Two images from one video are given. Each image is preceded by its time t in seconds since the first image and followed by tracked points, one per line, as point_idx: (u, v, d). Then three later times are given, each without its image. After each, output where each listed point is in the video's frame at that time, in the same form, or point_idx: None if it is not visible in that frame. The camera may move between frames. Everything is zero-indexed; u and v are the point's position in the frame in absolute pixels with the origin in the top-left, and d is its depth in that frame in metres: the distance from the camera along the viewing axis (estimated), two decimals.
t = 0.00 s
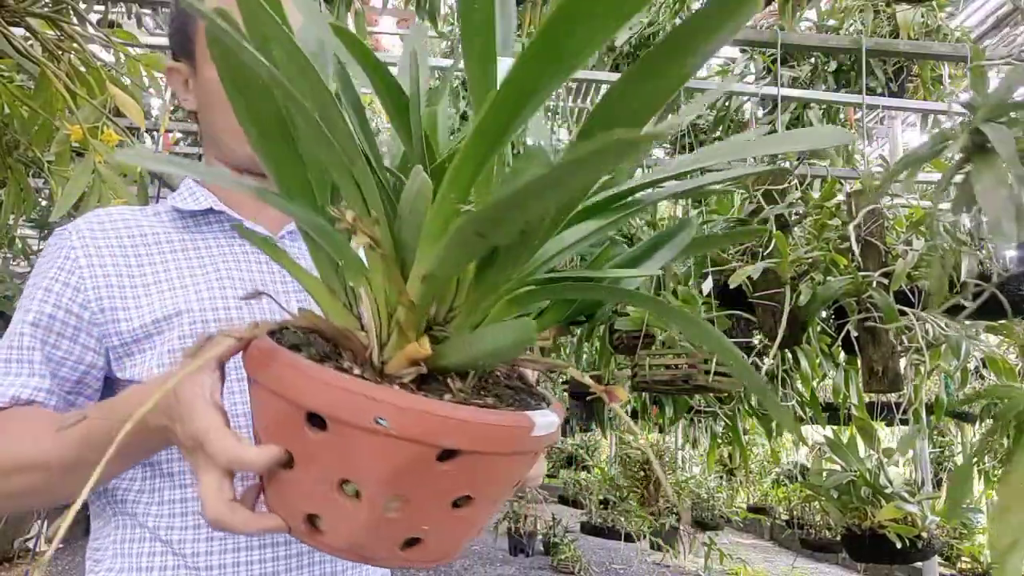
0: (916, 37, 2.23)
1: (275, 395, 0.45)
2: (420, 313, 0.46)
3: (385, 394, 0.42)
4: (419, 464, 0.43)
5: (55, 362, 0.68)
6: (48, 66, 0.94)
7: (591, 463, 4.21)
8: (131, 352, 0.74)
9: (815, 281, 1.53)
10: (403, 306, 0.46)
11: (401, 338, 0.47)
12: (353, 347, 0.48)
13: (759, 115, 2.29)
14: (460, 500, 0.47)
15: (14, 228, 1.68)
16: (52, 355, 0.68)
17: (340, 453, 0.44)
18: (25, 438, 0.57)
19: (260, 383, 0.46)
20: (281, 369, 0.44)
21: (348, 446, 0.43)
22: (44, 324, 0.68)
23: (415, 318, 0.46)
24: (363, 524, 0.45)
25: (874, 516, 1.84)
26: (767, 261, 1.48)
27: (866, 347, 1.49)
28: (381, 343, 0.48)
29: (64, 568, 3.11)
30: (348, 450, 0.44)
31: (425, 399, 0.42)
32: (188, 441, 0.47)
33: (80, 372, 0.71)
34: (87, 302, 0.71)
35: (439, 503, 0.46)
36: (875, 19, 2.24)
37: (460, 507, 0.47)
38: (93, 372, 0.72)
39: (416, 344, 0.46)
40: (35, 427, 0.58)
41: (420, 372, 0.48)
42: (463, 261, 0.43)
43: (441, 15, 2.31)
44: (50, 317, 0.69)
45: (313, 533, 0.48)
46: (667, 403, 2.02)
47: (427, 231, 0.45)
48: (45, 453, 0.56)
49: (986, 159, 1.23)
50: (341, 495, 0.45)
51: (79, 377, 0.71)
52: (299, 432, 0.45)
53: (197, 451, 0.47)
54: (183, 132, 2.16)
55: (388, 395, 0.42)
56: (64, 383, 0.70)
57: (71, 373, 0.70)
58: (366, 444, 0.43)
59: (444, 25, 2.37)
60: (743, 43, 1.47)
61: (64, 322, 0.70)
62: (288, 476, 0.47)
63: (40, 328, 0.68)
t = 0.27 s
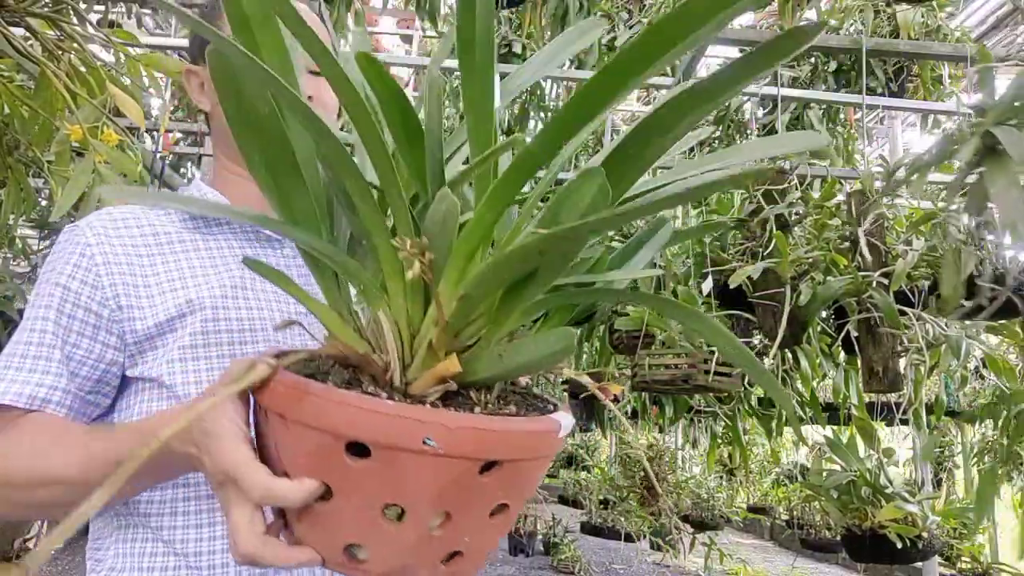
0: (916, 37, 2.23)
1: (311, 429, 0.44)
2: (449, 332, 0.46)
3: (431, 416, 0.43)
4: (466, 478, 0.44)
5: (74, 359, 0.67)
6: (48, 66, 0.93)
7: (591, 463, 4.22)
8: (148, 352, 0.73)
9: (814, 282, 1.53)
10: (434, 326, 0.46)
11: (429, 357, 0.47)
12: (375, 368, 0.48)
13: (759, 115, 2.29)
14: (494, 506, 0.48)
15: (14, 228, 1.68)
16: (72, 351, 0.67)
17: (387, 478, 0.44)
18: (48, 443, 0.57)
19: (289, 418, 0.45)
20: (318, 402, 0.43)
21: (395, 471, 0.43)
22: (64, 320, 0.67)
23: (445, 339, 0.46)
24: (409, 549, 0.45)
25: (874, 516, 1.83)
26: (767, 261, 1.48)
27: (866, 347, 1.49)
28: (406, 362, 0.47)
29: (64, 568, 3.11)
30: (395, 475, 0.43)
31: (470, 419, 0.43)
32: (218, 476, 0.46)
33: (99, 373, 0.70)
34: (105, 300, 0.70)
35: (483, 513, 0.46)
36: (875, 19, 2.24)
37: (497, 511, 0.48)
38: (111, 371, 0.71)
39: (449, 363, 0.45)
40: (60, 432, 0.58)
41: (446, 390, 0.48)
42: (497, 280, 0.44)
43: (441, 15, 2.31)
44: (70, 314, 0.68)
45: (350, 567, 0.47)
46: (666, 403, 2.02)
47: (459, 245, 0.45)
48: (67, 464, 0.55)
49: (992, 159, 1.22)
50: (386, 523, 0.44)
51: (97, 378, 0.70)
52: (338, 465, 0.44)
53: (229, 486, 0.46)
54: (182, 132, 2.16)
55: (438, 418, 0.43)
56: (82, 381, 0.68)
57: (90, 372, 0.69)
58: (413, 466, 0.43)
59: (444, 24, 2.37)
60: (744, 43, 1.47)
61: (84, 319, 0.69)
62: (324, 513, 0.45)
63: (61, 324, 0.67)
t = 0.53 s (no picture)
0: (916, 37, 2.24)
1: (326, 469, 0.38)
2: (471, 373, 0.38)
3: (453, 457, 0.37)
4: (486, 523, 0.38)
5: (89, 365, 0.62)
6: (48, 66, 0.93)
7: (591, 463, 4.22)
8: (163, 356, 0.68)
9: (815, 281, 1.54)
10: (452, 369, 0.38)
11: (443, 402, 0.39)
12: (383, 408, 0.40)
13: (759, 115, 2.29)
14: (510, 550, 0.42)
15: (14, 228, 1.68)
16: (88, 356, 0.62)
17: (403, 524, 0.38)
18: (56, 453, 0.51)
19: (304, 457, 0.39)
20: (337, 443, 0.37)
21: (414, 516, 0.37)
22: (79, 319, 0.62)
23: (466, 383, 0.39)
24: None
25: (874, 516, 1.83)
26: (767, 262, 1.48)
27: (866, 347, 1.48)
28: (418, 404, 0.40)
29: (65, 567, 3.12)
30: (412, 520, 0.37)
31: (495, 458, 0.37)
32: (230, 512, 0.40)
33: (110, 379, 0.65)
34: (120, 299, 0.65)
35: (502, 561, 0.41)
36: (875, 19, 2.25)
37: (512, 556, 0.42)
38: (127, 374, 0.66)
39: (466, 407, 0.38)
40: (73, 439, 0.53)
41: (460, 433, 0.40)
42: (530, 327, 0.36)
43: (442, 15, 2.32)
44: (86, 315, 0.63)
45: None
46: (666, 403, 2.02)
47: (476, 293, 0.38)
48: (72, 472, 0.50)
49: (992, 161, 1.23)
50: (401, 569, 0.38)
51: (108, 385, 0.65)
52: (353, 508, 0.38)
53: (244, 521, 0.40)
54: (183, 132, 2.17)
55: (461, 459, 0.36)
56: (97, 386, 0.63)
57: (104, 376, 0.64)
58: (434, 512, 0.37)
59: (445, 25, 2.38)
60: (743, 43, 1.48)
61: (98, 320, 0.64)
62: (334, 553, 0.39)
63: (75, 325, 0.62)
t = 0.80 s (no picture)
0: (916, 37, 2.24)
1: (367, 498, 0.38)
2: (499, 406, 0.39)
3: (490, 491, 0.37)
4: (519, 549, 0.39)
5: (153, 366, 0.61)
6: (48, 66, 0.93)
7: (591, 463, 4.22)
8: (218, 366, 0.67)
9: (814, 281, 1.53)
10: (487, 407, 0.39)
11: (477, 430, 0.40)
12: (419, 434, 0.41)
13: (759, 115, 2.29)
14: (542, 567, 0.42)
15: (14, 228, 1.68)
16: (153, 359, 0.61)
17: (441, 549, 0.38)
18: (121, 455, 0.51)
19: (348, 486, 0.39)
20: (379, 477, 0.37)
21: (451, 545, 0.38)
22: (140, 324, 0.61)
23: (499, 413, 0.40)
24: None
25: (874, 516, 1.83)
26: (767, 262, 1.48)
27: (866, 347, 1.49)
28: (453, 431, 0.40)
29: (64, 567, 3.12)
30: (449, 547, 0.38)
31: (527, 490, 0.38)
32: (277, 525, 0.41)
33: (167, 387, 0.64)
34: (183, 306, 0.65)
35: None
36: (875, 19, 2.25)
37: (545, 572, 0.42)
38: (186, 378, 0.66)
39: (500, 439, 0.40)
40: (140, 443, 0.52)
41: (492, 458, 0.41)
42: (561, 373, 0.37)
43: (442, 15, 2.32)
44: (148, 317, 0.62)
45: None
46: (666, 403, 2.02)
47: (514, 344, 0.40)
48: (137, 475, 0.49)
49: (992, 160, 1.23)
50: None
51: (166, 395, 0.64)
52: (392, 533, 0.38)
53: (290, 536, 0.41)
54: (182, 132, 2.17)
55: (496, 493, 0.37)
56: (159, 389, 0.62)
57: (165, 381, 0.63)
58: (470, 540, 0.37)
59: (445, 24, 2.37)
60: (742, 43, 1.48)
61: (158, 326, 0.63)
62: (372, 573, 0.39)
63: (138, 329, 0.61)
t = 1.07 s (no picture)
0: (916, 37, 2.23)
1: (409, 479, 0.40)
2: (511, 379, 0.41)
3: (521, 449, 0.39)
4: (552, 495, 0.41)
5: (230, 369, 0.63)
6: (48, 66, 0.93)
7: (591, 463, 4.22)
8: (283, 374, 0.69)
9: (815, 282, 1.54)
10: (504, 377, 0.41)
11: (495, 399, 0.42)
12: (440, 413, 0.43)
13: (759, 115, 2.29)
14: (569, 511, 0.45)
15: (14, 228, 1.68)
16: (231, 364, 0.63)
17: (483, 511, 0.40)
18: (200, 455, 0.52)
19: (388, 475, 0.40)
20: (418, 459, 0.39)
21: (494, 506, 0.40)
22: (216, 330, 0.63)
23: (515, 381, 0.42)
24: (509, 561, 0.42)
25: (874, 516, 1.83)
26: (766, 262, 1.48)
27: (866, 347, 1.48)
28: (471, 402, 0.42)
29: (64, 567, 3.12)
30: (491, 508, 0.40)
31: (551, 442, 0.40)
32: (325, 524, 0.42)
33: (239, 390, 0.65)
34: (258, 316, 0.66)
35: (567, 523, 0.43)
36: (875, 19, 2.25)
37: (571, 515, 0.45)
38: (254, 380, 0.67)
39: (517, 405, 0.42)
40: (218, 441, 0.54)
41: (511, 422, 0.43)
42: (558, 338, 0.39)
43: (442, 15, 2.32)
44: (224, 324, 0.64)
45: None
46: (666, 403, 2.02)
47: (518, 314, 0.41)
48: (190, 473, 0.52)
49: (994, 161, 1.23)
50: (486, 546, 0.41)
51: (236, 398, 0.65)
52: (433, 507, 0.40)
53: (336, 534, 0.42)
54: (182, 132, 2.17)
55: (527, 448, 0.39)
56: (232, 390, 0.64)
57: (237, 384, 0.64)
58: (510, 498, 0.40)
59: (444, 24, 2.37)
60: (742, 43, 1.47)
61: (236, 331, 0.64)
62: (422, 550, 0.41)
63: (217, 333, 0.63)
